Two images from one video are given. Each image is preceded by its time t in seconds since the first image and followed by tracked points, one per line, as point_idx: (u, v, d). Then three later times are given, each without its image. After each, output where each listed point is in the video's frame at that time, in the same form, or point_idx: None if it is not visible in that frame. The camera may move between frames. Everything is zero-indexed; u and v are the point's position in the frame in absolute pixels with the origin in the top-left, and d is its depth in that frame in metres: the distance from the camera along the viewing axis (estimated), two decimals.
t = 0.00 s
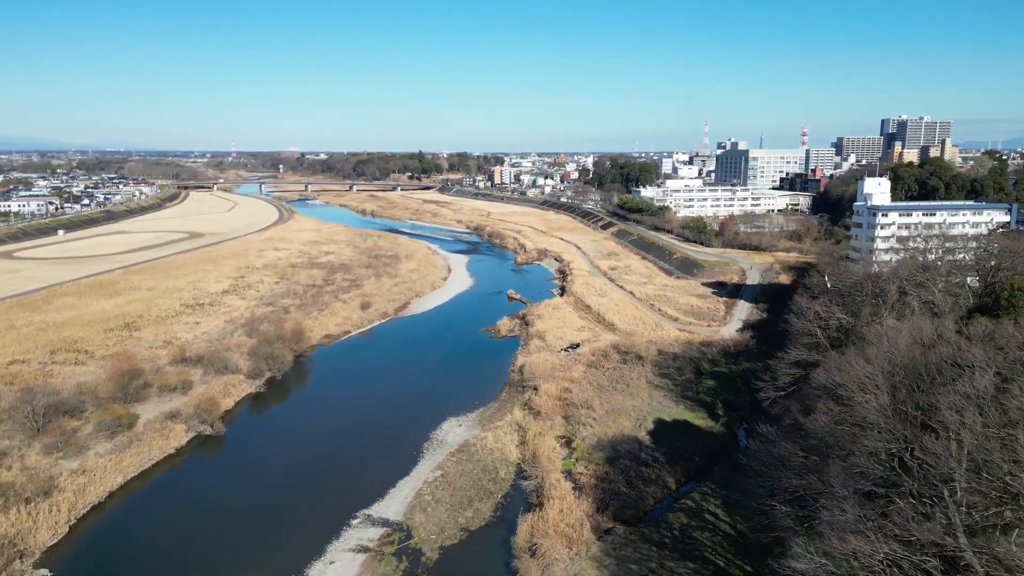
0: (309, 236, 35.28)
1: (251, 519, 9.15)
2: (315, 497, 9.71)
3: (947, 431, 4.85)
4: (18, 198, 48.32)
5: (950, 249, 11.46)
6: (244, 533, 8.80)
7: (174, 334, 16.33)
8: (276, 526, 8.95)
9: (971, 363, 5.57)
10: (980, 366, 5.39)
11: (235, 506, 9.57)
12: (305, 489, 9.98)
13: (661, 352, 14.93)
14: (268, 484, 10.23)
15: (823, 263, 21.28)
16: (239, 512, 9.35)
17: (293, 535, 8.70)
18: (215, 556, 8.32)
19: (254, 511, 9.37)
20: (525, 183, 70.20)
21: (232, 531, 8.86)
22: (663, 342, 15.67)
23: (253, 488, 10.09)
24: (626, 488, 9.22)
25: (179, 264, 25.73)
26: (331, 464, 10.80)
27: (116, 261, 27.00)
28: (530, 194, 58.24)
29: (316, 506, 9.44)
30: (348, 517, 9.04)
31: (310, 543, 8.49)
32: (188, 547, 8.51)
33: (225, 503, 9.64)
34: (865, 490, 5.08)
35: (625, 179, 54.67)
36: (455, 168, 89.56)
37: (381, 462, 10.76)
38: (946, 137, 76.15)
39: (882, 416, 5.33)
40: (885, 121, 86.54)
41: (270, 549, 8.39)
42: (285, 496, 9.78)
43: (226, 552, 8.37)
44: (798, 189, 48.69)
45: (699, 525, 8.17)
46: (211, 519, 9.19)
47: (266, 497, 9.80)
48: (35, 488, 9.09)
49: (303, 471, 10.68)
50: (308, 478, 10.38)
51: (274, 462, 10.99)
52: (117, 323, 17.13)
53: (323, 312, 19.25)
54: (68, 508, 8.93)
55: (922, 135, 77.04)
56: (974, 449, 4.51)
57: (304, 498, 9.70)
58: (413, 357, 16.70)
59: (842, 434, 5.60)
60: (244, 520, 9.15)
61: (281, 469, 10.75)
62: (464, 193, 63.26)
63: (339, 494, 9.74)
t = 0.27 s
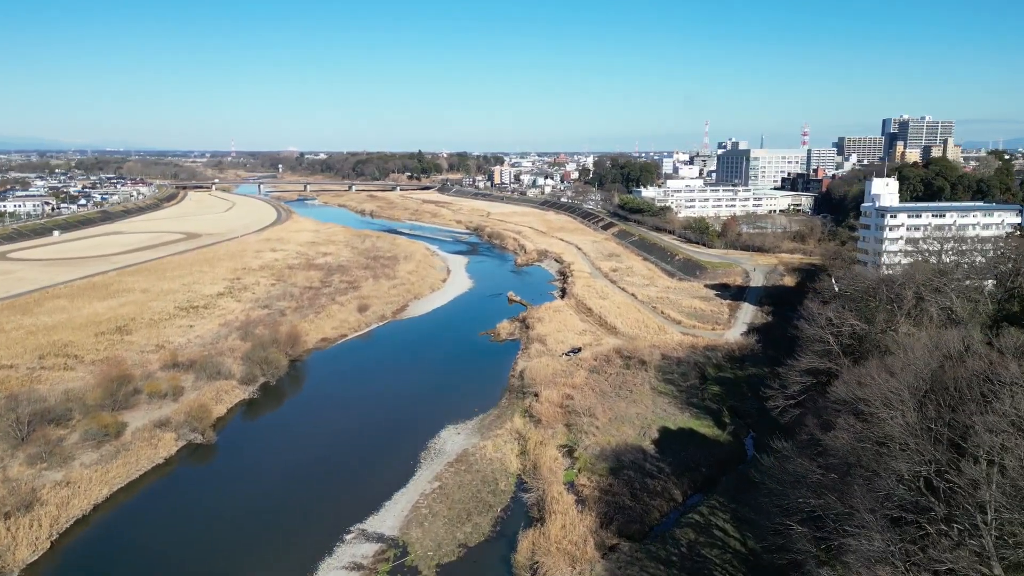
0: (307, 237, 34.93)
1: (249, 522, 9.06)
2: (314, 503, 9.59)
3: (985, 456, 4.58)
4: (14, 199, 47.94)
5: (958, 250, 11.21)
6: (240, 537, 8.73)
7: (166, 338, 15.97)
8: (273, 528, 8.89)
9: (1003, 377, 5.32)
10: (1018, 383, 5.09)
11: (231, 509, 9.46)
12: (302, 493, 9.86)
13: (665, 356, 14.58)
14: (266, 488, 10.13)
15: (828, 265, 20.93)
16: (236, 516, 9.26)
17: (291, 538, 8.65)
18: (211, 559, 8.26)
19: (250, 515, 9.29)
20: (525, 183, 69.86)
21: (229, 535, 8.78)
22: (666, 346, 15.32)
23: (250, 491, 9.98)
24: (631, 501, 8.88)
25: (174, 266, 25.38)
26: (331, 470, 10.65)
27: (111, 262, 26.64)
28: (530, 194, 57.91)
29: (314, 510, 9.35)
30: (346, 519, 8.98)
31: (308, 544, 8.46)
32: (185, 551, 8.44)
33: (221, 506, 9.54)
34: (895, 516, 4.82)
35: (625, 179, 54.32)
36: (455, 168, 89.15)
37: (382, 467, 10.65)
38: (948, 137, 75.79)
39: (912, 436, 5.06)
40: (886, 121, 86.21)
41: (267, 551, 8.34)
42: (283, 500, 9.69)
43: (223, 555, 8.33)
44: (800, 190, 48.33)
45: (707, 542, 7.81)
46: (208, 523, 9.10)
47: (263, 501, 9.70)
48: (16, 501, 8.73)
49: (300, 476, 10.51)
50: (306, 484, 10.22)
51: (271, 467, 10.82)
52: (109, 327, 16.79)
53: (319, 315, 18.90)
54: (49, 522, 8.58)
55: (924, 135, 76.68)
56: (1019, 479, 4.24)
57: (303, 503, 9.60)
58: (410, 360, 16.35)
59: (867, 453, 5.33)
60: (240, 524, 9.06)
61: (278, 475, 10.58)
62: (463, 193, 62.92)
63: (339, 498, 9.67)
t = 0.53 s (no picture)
0: (308, 238, 34.61)
1: (247, 527, 8.99)
2: (315, 507, 9.47)
3: None
4: (14, 198, 47.64)
5: (972, 253, 10.89)
6: (239, 542, 8.64)
7: (162, 342, 15.63)
8: (272, 533, 8.83)
9: None
10: None
11: (230, 514, 9.35)
12: (301, 499, 9.74)
13: (671, 362, 14.22)
14: (264, 492, 10.00)
15: (836, 267, 20.53)
16: (233, 522, 9.14)
17: (291, 541, 8.61)
18: (210, 563, 8.21)
19: (248, 520, 9.18)
20: (527, 184, 69.56)
21: (226, 540, 8.71)
22: (672, 351, 14.97)
23: (248, 496, 9.86)
24: (639, 516, 8.55)
25: (172, 267, 25.05)
26: (331, 475, 10.50)
27: (108, 263, 26.34)
28: (533, 195, 57.61)
29: (313, 515, 9.26)
30: (347, 523, 8.93)
31: (308, 546, 8.44)
32: (182, 555, 8.37)
33: (218, 513, 9.38)
34: (931, 548, 4.56)
35: (628, 179, 53.96)
36: (456, 169, 88.77)
37: (384, 472, 10.51)
38: (953, 137, 75.30)
39: (947, 459, 4.81)
40: (891, 121, 85.75)
41: (267, 553, 8.33)
42: (282, 505, 9.58)
43: (221, 559, 8.28)
44: (805, 190, 47.93)
45: (719, 561, 7.43)
46: (206, 528, 9.01)
47: (262, 506, 9.58)
48: None
49: (299, 481, 10.34)
50: (305, 489, 10.07)
51: (269, 472, 10.63)
52: (103, 330, 16.46)
53: (318, 317, 18.55)
54: (32, 538, 8.22)
55: (928, 135, 76.22)
56: None
57: (302, 507, 9.49)
58: (411, 363, 16.00)
59: (897, 477, 5.07)
60: (239, 529, 8.97)
61: (277, 480, 10.42)
62: (465, 193, 62.58)
63: (339, 503, 9.56)
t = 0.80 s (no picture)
0: (321, 238, 34.44)
1: (250, 529, 8.91)
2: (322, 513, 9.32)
3: None
4: (31, 199, 47.85)
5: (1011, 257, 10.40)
6: (240, 544, 8.57)
7: (171, 345, 15.43)
8: (274, 534, 8.76)
9: None
10: None
11: (237, 518, 9.23)
12: (307, 502, 9.62)
13: (691, 368, 13.78)
14: (269, 494, 9.89)
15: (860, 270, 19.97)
16: (236, 524, 9.06)
17: (293, 543, 8.54)
18: (211, 564, 8.16)
19: (251, 522, 9.10)
20: (542, 184, 69.12)
21: (230, 542, 8.63)
22: (692, 357, 14.54)
23: (254, 498, 9.76)
24: (659, 533, 8.18)
25: (185, 268, 24.92)
26: (338, 479, 10.36)
27: (122, 263, 26.28)
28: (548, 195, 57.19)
29: (317, 518, 9.15)
30: (350, 524, 8.87)
31: (313, 552, 8.31)
32: (186, 557, 8.31)
33: (226, 516, 9.27)
34: None
35: (644, 179, 53.41)
36: (471, 169, 88.53)
37: (393, 476, 10.35)
38: (976, 137, 73.94)
39: (1007, 493, 4.46)
40: (912, 121, 84.39)
41: (269, 554, 8.31)
42: (287, 507, 9.48)
43: (222, 561, 8.22)
44: (824, 190, 47.15)
45: None
46: (213, 531, 8.91)
47: (266, 508, 9.47)
48: None
49: (306, 485, 10.21)
50: (312, 492, 9.95)
51: (280, 476, 10.47)
52: (113, 332, 16.29)
53: (330, 320, 18.28)
54: (32, 550, 7.99)
55: (950, 135, 74.91)
56: None
57: (307, 510, 9.39)
58: (424, 367, 15.69)
59: (948, 506, 4.75)
60: (247, 533, 8.86)
61: (283, 483, 10.28)
62: (480, 193, 62.27)
63: (346, 506, 9.44)
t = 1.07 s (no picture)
0: (331, 239, 34.22)
1: (252, 533, 8.77)
2: (329, 517, 9.14)
3: None
4: (43, 198, 47.90)
5: None
6: (241, 549, 8.42)
7: (176, 348, 15.17)
8: (275, 539, 8.62)
9: None
10: None
11: (243, 522, 9.06)
12: (312, 505, 9.47)
13: (707, 375, 13.35)
14: (273, 497, 9.74)
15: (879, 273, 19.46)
16: (242, 529, 8.89)
17: (295, 546, 8.41)
18: (215, 570, 8.01)
19: (257, 527, 8.93)
20: (552, 184, 68.73)
21: (235, 547, 8.47)
22: (708, 362, 14.13)
23: (257, 502, 9.60)
24: (676, 552, 7.79)
25: (193, 269, 24.72)
26: (345, 482, 10.19)
27: (130, 264, 26.13)
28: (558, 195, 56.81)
29: (321, 522, 9.00)
30: (356, 531, 8.69)
31: (319, 558, 8.14)
32: (190, 563, 8.16)
33: (232, 521, 9.10)
34: None
35: (656, 180, 52.92)
36: (481, 169, 88.21)
37: (399, 480, 10.15)
38: (993, 137, 72.91)
39: None
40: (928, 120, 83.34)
41: (274, 559, 8.15)
42: (291, 511, 9.33)
43: (223, 566, 8.10)
44: (839, 191, 46.50)
45: None
46: (218, 536, 8.75)
47: (270, 512, 9.33)
48: None
49: (310, 488, 10.04)
50: (316, 495, 9.78)
51: (287, 481, 10.29)
52: (118, 335, 16.05)
53: (337, 323, 17.99)
54: (25, 564, 7.71)
55: (967, 135, 73.92)
56: None
57: (310, 512, 9.27)
58: (432, 371, 15.37)
59: (1001, 540, 4.47)
60: (252, 537, 8.69)
61: (288, 487, 10.12)
62: (490, 193, 61.96)
63: (350, 510, 9.29)
